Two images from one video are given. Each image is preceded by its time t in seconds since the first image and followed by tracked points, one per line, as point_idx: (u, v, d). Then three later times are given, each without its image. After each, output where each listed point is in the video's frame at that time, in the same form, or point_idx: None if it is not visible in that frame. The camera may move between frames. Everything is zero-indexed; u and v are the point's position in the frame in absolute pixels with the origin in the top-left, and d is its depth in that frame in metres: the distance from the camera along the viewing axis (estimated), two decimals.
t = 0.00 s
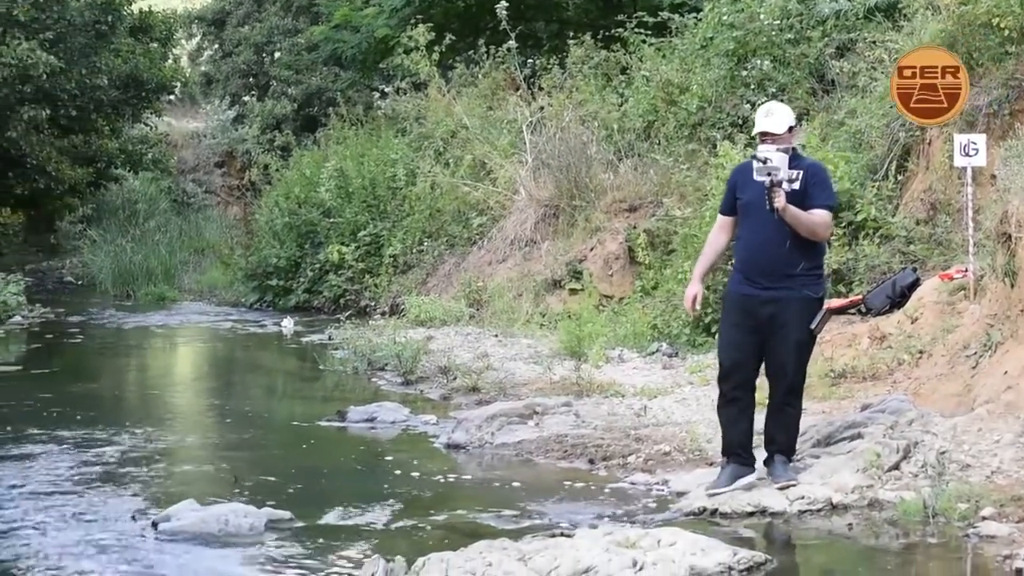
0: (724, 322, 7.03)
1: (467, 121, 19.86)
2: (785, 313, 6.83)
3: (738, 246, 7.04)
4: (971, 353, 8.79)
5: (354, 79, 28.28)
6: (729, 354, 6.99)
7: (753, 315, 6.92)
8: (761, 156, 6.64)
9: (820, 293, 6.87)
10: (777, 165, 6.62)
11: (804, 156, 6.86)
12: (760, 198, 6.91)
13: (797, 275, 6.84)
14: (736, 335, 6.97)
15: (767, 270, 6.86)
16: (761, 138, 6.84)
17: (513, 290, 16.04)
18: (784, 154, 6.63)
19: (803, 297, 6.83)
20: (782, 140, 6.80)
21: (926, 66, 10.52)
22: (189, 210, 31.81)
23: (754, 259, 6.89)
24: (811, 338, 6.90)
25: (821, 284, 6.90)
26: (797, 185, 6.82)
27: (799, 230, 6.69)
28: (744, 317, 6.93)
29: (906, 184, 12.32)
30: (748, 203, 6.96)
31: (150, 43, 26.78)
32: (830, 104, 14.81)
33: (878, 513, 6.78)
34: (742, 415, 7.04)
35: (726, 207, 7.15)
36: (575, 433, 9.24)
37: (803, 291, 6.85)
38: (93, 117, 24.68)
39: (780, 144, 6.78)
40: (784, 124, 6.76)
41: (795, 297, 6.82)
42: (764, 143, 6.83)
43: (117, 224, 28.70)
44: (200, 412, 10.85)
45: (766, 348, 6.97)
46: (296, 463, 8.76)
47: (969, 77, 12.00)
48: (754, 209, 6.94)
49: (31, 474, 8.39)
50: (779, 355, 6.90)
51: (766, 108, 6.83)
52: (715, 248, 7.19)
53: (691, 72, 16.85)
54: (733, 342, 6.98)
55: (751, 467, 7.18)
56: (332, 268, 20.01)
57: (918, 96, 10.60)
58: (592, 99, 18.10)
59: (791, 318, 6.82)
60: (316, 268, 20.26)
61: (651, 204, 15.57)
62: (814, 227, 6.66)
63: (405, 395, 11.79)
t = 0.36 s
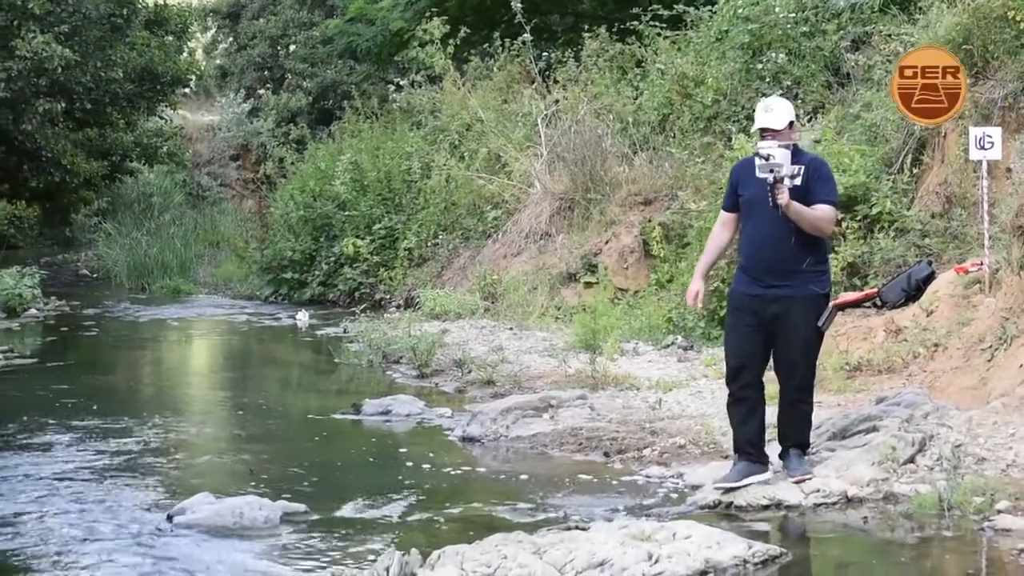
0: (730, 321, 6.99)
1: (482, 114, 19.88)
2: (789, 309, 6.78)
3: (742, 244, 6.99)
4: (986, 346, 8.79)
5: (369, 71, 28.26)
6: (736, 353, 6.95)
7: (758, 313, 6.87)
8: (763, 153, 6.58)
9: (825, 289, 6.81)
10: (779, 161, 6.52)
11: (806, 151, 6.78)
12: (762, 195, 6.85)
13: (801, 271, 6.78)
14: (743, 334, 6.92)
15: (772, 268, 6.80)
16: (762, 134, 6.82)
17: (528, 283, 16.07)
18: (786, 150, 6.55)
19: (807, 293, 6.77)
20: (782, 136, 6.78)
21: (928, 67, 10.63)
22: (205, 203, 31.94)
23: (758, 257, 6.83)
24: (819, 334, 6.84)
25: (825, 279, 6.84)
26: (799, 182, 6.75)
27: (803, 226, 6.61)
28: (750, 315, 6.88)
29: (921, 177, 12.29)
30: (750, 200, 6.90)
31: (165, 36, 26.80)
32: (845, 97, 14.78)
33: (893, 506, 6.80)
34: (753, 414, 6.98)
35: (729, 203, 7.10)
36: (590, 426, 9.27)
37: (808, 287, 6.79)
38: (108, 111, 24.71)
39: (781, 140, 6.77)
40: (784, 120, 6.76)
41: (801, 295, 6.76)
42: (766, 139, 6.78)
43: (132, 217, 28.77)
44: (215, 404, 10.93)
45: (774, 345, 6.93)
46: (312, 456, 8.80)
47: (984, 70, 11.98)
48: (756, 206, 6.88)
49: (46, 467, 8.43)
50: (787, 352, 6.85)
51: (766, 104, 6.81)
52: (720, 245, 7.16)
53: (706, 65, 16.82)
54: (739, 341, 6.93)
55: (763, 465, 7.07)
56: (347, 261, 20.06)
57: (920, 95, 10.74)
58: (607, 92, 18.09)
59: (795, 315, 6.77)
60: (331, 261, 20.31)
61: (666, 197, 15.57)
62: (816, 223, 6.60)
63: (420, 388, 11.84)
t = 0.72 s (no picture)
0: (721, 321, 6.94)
1: (493, 110, 19.88)
2: (779, 309, 6.74)
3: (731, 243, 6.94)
4: (998, 342, 8.79)
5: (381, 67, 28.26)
6: (727, 353, 6.92)
7: (749, 313, 6.82)
8: (756, 152, 6.56)
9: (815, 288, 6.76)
10: (772, 160, 6.51)
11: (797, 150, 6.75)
12: (752, 194, 6.80)
13: (791, 271, 6.74)
14: (733, 335, 6.88)
15: (761, 267, 6.75)
16: (752, 131, 6.79)
17: (540, 279, 16.08)
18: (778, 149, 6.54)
19: (798, 293, 6.72)
20: (774, 133, 6.74)
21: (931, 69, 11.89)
22: (217, 199, 32.03)
23: (748, 257, 6.79)
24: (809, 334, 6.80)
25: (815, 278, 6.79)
26: (790, 181, 6.70)
27: (795, 226, 6.57)
28: (741, 314, 6.83)
29: (933, 173, 12.25)
30: (739, 199, 6.85)
31: (176, 32, 26.86)
32: (857, 93, 14.74)
33: (905, 502, 6.81)
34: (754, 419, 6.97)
35: (717, 201, 7.04)
36: (602, 422, 9.28)
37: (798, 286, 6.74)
38: (120, 107, 24.75)
39: (772, 137, 6.73)
40: (776, 117, 6.73)
41: (791, 295, 6.72)
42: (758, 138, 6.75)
43: (144, 211, 28.84)
44: (228, 400, 10.98)
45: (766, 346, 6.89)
46: (323, 452, 8.83)
47: (996, 65, 11.96)
48: (746, 204, 6.83)
49: (59, 462, 8.48)
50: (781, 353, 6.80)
51: (758, 100, 6.78)
52: (708, 243, 7.11)
53: (718, 61, 16.81)
54: (730, 341, 6.89)
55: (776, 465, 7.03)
56: (358, 257, 20.09)
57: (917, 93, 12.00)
58: (619, 87, 18.07)
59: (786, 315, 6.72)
60: (343, 257, 20.34)
61: (678, 193, 15.56)
62: (808, 223, 6.55)
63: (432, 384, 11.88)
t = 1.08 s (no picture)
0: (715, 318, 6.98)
1: (506, 107, 19.90)
2: (770, 305, 6.74)
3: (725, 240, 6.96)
4: (1011, 340, 8.78)
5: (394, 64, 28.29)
6: (721, 345, 6.99)
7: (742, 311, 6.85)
8: (750, 154, 6.53)
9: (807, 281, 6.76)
10: (768, 163, 6.48)
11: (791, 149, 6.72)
12: (746, 192, 6.80)
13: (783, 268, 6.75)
14: (726, 329, 6.92)
15: (753, 264, 6.77)
16: (746, 129, 6.72)
17: (552, 276, 16.10)
18: (773, 150, 6.51)
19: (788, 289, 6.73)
20: (767, 131, 6.68)
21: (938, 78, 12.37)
22: (229, 196, 32.14)
23: (740, 254, 6.81)
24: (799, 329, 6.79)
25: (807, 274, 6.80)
26: (785, 179, 6.69)
27: (790, 225, 6.55)
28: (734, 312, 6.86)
29: (946, 170, 12.22)
30: (734, 197, 6.86)
31: (189, 29, 26.90)
32: (869, 90, 14.72)
33: (918, 500, 6.81)
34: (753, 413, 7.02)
35: (712, 200, 7.05)
36: (614, 419, 9.30)
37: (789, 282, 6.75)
38: (133, 104, 24.81)
39: (765, 137, 6.66)
40: (770, 115, 6.66)
41: (782, 289, 6.73)
42: (750, 135, 6.71)
43: (157, 209, 28.92)
44: (240, 397, 11.03)
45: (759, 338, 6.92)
46: (336, 449, 8.85)
47: (1009, 63, 11.94)
48: (740, 204, 6.84)
49: (72, 460, 8.52)
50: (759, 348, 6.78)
51: (752, 98, 6.71)
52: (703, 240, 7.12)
53: (731, 58, 16.80)
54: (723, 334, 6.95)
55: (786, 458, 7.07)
56: (371, 254, 20.15)
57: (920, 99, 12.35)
58: (632, 84, 18.05)
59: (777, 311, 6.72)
60: (356, 254, 20.39)
61: (691, 190, 15.56)
62: (802, 222, 6.54)
63: (444, 381, 11.92)
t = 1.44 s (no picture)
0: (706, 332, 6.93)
1: (517, 105, 19.92)
2: (759, 323, 6.66)
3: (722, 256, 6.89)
4: None
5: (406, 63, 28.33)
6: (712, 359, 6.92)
7: (732, 326, 6.78)
8: (746, 169, 6.45)
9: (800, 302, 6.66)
10: (763, 179, 6.39)
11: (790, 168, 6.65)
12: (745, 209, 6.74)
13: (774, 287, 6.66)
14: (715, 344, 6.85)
15: (747, 279, 6.70)
16: (746, 146, 6.70)
17: (564, 275, 16.10)
18: (769, 166, 6.43)
19: (779, 307, 6.64)
20: (765, 149, 6.66)
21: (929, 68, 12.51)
22: (241, 194, 32.23)
23: (735, 268, 6.74)
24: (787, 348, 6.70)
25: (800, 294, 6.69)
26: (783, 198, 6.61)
27: (785, 242, 6.46)
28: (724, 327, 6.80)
29: (958, 169, 12.23)
30: (733, 213, 6.80)
31: (201, 28, 26.98)
32: (881, 89, 14.72)
33: (929, 498, 6.82)
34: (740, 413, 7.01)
35: (713, 216, 6.99)
36: (626, 418, 9.31)
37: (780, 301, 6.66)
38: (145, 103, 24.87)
39: (764, 154, 6.64)
40: (769, 132, 6.63)
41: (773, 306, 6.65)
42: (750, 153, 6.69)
43: (168, 207, 28.98)
44: (251, 396, 11.06)
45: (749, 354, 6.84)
46: (347, 447, 8.88)
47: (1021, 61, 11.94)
48: (738, 220, 6.77)
49: (84, 458, 8.56)
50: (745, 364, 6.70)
51: (751, 115, 6.68)
52: (703, 255, 7.05)
53: (743, 57, 16.82)
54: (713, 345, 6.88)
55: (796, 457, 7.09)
56: (383, 253, 20.19)
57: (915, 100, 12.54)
58: (643, 83, 18.03)
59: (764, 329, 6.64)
60: (368, 253, 20.42)
61: (703, 188, 15.56)
62: (797, 240, 6.45)
63: (456, 380, 11.95)
